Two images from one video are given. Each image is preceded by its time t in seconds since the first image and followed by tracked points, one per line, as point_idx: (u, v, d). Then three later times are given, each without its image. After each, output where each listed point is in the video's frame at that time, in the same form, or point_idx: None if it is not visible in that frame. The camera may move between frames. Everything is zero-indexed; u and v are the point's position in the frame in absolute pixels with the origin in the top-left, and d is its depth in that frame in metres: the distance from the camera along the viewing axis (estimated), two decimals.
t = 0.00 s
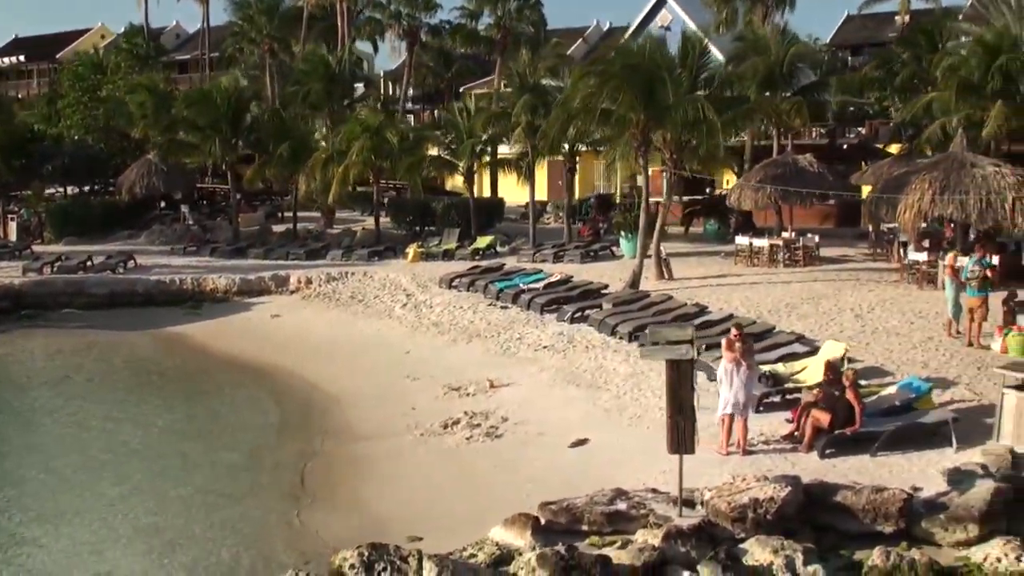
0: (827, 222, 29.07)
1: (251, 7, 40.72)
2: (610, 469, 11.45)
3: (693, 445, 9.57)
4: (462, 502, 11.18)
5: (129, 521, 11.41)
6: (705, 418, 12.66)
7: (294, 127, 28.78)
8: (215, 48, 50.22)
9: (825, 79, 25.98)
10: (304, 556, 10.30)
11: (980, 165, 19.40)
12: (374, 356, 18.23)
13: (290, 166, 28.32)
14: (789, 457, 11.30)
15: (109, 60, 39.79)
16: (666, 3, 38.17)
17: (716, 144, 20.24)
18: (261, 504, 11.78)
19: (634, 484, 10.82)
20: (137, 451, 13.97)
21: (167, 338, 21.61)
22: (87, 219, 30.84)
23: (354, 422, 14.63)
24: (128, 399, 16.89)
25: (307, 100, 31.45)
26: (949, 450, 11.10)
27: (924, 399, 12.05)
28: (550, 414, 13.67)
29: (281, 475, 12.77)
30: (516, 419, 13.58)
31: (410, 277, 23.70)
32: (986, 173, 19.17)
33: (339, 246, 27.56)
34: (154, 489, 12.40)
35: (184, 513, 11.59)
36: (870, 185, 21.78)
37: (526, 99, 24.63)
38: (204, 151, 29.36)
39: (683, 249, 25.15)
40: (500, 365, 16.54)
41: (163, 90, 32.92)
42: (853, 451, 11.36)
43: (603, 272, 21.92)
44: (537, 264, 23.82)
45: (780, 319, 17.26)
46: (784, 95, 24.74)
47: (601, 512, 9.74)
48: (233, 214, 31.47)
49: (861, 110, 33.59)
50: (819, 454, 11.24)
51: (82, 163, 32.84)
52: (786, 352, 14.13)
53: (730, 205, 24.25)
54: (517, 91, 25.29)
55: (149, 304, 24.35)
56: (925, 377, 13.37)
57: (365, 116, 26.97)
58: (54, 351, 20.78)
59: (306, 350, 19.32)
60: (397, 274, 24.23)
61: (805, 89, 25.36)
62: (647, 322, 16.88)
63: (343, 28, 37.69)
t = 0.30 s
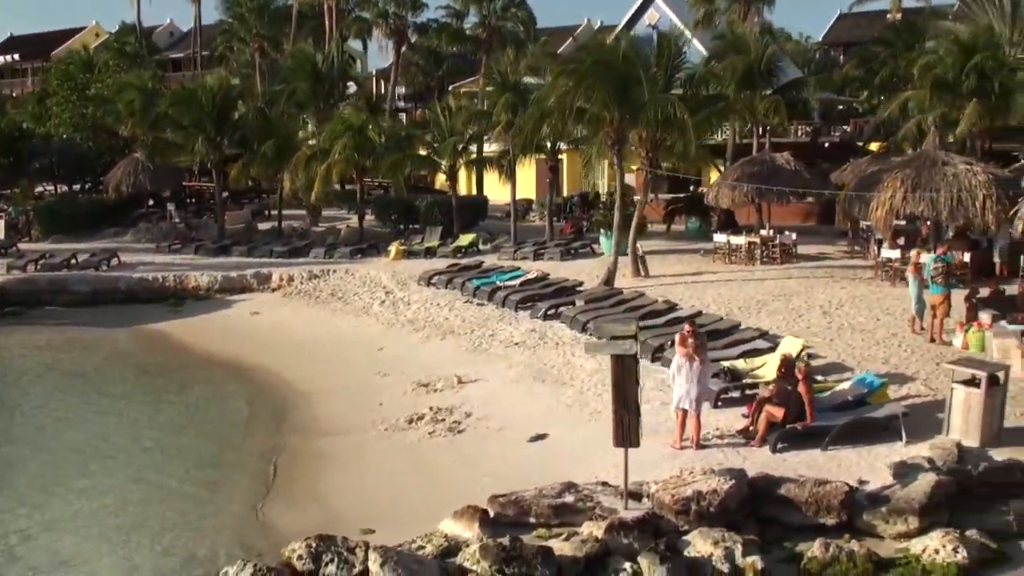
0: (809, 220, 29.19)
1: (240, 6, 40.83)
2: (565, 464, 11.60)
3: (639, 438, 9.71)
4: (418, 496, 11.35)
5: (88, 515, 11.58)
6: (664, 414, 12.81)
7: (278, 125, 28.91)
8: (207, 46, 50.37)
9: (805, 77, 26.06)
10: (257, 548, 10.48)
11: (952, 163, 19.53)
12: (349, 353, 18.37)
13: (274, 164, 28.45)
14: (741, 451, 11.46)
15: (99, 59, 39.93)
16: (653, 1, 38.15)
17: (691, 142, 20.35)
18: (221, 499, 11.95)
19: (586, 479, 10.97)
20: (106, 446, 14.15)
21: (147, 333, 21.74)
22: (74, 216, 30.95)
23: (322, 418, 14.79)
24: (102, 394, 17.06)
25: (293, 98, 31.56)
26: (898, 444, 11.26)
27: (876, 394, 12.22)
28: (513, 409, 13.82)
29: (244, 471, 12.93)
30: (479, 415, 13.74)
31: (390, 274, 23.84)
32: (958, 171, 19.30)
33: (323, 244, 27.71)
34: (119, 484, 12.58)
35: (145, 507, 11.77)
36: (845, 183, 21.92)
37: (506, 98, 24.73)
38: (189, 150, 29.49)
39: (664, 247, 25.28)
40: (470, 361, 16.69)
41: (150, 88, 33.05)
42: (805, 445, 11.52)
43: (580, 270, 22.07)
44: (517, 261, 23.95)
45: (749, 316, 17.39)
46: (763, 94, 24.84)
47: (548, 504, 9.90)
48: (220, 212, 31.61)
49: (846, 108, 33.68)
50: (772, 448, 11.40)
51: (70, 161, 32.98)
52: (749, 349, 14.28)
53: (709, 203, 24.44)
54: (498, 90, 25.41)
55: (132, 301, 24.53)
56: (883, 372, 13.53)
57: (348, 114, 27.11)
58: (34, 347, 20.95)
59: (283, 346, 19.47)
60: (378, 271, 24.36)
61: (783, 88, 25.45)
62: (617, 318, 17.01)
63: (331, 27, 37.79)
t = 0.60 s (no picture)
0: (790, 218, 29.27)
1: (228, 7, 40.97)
2: (522, 460, 11.76)
3: (585, 431, 9.87)
4: (374, 491, 11.53)
5: (51, 510, 11.76)
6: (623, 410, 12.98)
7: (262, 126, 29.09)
8: (198, 46, 50.51)
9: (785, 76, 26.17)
10: (212, 542, 10.65)
11: (923, 161, 19.68)
12: (323, 350, 18.52)
13: (257, 164, 28.61)
14: (694, 446, 11.61)
15: (87, 60, 40.11)
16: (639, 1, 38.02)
17: (664, 139, 20.49)
18: (183, 495, 12.12)
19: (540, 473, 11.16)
20: (76, 443, 14.33)
21: (127, 331, 21.87)
22: (59, 217, 31.08)
23: (290, 415, 14.97)
24: (77, 390, 17.25)
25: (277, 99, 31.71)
26: (848, 438, 11.42)
27: (829, 390, 12.36)
28: (478, 405, 13.97)
29: (208, 467, 13.10)
30: (443, 411, 13.90)
31: (370, 273, 23.99)
32: (928, 169, 19.44)
33: (306, 243, 27.85)
34: (84, 480, 12.77)
35: (107, 502, 11.96)
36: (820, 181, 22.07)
37: (486, 97, 24.88)
38: (173, 150, 29.66)
39: (643, 245, 25.41)
40: (441, 359, 16.84)
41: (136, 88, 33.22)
42: (758, 440, 11.65)
43: (556, 268, 22.24)
44: (496, 260, 24.09)
45: (718, 313, 17.55)
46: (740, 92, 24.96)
47: (497, 498, 10.07)
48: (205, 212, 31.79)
49: (830, 107, 33.78)
50: (724, 443, 11.54)
51: (57, 161, 33.17)
52: (710, 346, 14.42)
53: (687, 201, 24.60)
54: (478, 89, 25.54)
55: (114, 301, 24.71)
56: (841, 368, 13.68)
57: (330, 114, 27.26)
58: (14, 346, 21.11)
59: (260, 343, 19.62)
60: (358, 270, 24.51)
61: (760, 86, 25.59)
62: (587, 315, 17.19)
63: (317, 27, 37.93)
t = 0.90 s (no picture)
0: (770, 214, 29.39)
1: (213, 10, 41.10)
2: (478, 455, 11.91)
3: (532, 426, 10.08)
4: (331, 487, 11.68)
5: (14, 510, 11.93)
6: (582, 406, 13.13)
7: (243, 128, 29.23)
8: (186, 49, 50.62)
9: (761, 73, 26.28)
10: (168, 539, 10.81)
11: (892, 156, 19.80)
12: (298, 350, 18.67)
13: (239, 166, 28.75)
14: (648, 441, 11.74)
15: (73, 64, 40.25)
16: None
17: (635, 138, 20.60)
18: (146, 494, 12.29)
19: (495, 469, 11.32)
20: (46, 444, 14.50)
21: (106, 334, 22.00)
22: (43, 221, 31.01)
23: (259, 415, 15.13)
24: (53, 392, 17.41)
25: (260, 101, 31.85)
26: (800, 431, 11.57)
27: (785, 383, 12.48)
28: (442, 403, 14.12)
29: (173, 467, 13.25)
30: (407, 409, 14.05)
31: (349, 274, 24.13)
32: (897, 164, 19.57)
33: (288, 245, 27.98)
34: (49, 480, 12.93)
35: (70, 501, 12.12)
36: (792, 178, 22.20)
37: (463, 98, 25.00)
38: (156, 153, 29.80)
39: (622, 243, 25.54)
40: (411, 357, 16.99)
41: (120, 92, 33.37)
42: (711, 434, 11.78)
43: (532, 267, 22.39)
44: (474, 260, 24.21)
45: (686, 310, 17.69)
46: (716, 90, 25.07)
47: (448, 494, 10.23)
48: (190, 214, 31.96)
49: (811, 104, 33.86)
50: (677, 437, 11.68)
51: (43, 166, 33.32)
52: (672, 342, 14.55)
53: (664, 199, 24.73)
54: (455, 89, 25.67)
55: (96, 304, 24.85)
56: (800, 362, 13.81)
57: (310, 116, 27.41)
58: None
59: (236, 344, 19.77)
60: (338, 271, 24.65)
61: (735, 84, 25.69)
62: (556, 313, 17.35)
63: (301, 30, 38.06)
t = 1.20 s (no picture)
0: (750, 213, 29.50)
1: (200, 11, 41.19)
2: (435, 451, 12.06)
3: (480, 422, 10.23)
4: (288, 484, 11.84)
5: None
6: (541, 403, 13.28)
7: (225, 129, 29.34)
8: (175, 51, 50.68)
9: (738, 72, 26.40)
10: (125, 536, 10.98)
11: (862, 155, 19.92)
12: (271, 349, 18.82)
13: (221, 167, 28.87)
14: (602, 437, 11.89)
15: (59, 66, 40.33)
16: None
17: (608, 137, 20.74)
18: (108, 491, 12.46)
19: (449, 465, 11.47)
20: (15, 442, 14.66)
21: (84, 334, 22.13)
22: (28, 222, 30.89)
23: (227, 414, 15.29)
24: (27, 392, 17.56)
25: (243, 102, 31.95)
26: (752, 427, 11.72)
27: (740, 378, 12.61)
28: (406, 400, 14.27)
29: (138, 465, 13.42)
30: (370, 407, 14.20)
31: (327, 274, 24.26)
32: (867, 163, 19.69)
33: (270, 245, 28.10)
34: (15, 478, 13.10)
35: (34, 498, 12.29)
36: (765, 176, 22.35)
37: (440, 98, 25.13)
38: (139, 155, 29.92)
39: (600, 242, 25.66)
40: (382, 355, 17.13)
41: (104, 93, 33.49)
42: (664, 429, 11.92)
43: (507, 266, 22.53)
44: (453, 259, 24.35)
45: (655, 308, 17.82)
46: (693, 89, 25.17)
47: (398, 489, 10.39)
48: (173, 215, 32.11)
49: (793, 103, 33.98)
50: (631, 434, 11.82)
51: (28, 167, 33.44)
52: (634, 339, 14.70)
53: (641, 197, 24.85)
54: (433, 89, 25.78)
55: (76, 304, 24.96)
56: (759, 359, 13.96)
57: (291, 116, 27.53)
58: None
59: (211, 343, 19.92)
60: (317, 271, 24.78)
61: (713, 83, 25.78)
62: (525, 312, 17.52)
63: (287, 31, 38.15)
